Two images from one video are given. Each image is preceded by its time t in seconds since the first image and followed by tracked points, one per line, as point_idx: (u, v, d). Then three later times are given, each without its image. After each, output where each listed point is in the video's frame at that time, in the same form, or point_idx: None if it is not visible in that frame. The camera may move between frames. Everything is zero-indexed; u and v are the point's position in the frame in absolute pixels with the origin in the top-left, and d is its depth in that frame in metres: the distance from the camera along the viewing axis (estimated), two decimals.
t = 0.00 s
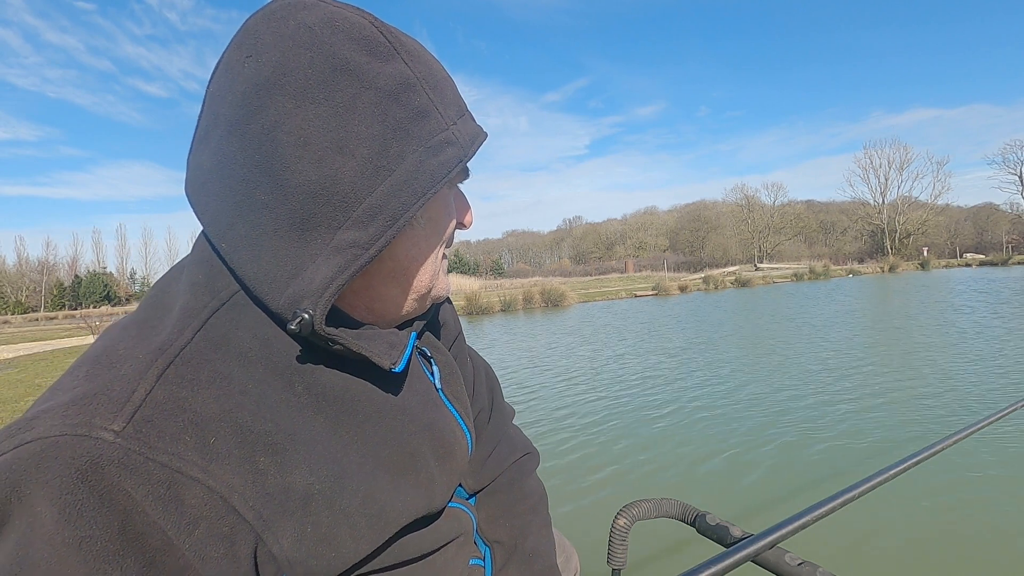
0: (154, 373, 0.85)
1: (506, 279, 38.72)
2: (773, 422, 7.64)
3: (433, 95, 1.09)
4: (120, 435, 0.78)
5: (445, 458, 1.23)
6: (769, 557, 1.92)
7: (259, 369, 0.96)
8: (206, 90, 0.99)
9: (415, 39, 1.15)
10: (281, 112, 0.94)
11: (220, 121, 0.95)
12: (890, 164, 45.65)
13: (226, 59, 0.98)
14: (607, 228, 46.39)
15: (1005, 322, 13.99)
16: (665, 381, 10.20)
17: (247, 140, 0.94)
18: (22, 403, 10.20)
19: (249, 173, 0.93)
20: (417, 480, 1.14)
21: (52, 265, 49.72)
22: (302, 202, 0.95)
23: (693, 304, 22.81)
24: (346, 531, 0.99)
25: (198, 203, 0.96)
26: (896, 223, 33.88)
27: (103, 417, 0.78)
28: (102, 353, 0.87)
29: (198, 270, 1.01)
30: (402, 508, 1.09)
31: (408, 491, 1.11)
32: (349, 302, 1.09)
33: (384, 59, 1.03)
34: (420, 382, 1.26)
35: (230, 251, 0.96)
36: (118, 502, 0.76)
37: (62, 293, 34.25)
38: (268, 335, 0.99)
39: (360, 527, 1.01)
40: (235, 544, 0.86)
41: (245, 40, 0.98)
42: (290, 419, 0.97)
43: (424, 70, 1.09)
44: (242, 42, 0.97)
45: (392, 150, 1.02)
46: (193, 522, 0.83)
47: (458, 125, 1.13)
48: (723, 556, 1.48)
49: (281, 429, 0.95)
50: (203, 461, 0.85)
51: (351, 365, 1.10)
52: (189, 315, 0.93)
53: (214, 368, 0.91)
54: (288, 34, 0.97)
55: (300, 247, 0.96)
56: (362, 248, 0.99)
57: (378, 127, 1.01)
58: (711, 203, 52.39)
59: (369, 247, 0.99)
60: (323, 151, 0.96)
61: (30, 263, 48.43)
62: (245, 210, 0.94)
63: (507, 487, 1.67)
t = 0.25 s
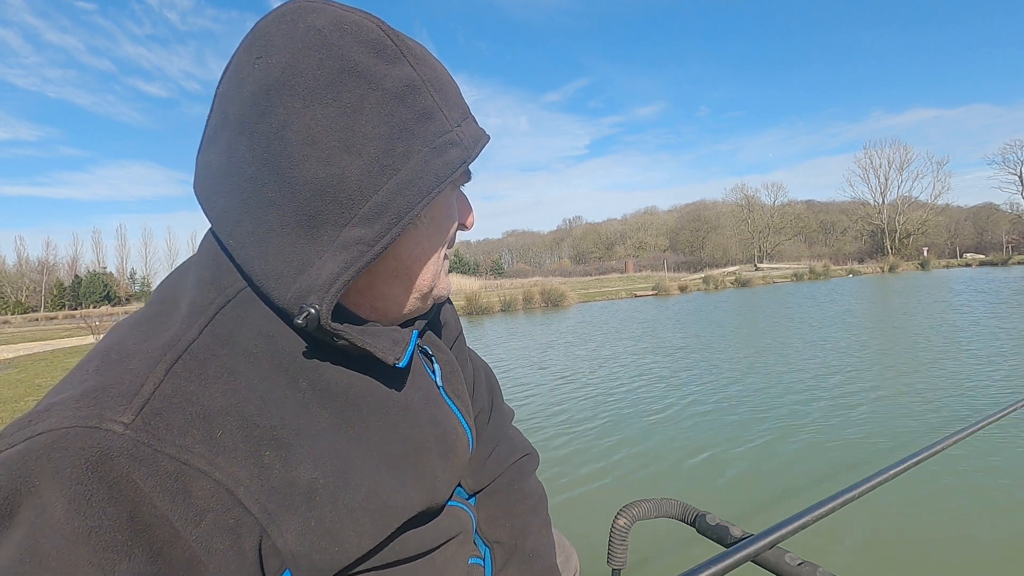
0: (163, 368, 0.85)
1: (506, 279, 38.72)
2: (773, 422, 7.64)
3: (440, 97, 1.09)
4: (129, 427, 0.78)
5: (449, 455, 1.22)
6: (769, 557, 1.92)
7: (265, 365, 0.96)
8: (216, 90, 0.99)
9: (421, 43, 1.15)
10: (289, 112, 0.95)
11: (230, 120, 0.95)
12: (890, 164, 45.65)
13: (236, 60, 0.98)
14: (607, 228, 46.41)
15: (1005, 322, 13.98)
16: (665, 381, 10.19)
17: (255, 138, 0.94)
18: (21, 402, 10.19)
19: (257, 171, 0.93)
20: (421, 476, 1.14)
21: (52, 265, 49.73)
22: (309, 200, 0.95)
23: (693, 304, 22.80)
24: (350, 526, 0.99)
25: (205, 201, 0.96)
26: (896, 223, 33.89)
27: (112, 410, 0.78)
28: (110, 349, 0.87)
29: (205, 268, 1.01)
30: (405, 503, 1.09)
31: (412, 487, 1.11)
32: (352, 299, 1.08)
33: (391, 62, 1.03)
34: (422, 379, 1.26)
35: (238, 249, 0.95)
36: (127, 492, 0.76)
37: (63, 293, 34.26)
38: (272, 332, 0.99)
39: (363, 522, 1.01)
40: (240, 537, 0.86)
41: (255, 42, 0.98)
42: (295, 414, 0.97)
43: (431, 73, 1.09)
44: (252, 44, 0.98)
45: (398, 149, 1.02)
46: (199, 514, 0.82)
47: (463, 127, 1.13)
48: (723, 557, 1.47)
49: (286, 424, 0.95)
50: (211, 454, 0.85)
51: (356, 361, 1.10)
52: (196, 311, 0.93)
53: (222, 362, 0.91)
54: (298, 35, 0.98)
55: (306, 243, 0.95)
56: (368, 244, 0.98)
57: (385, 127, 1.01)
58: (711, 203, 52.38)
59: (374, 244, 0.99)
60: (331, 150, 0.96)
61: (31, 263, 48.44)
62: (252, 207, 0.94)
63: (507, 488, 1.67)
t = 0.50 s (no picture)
0: (181, 355, 0.86)
1: (506, 279, 38.73)
2: (773, 422, 7.65)
3: (449, 103, 1.11)
4: (150, 410, 0.80)
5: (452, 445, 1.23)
6: (769, 557, 1.93)
7: (277, 355, 0.97)
8: (236, 91, 1.00)
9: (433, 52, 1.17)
10: (308, 112, 0.96)
11: (251, 118, 0.96)
12: (890, 165, 45.71)
13: (258, 64, 0.99)
14: (607, 228, 46.42)
15: (1005, 323, 13.99)
16: (665, 381, 10.20)
17: (275, 138, 0.94)
18: (21, 402, 10.19)
19: (275, 166, 0.94)
20: (428, 463, 1.15)
21: (52, 265, 49.72)
22: (324, 194, 0.96)
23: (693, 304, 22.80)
24: (358, 509, 1.00)
25: (223, 194, 0.96)
26: (896, 223, 33.89)
27: (134, 392, 0.80)
28: (129, 337, 0.88)
29: (219, 264, 1.02)
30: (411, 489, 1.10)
31: (418, 476, 1.12)
32: (360, 292, 1.09)
33: (405, 68, 1.05)
34: (425, 371, 1.27)
35: (255, 242, 0.96)
36: (146, 472, 0.78)
37: (63, 293, 34.26)
38: (285, 324, 0.99)
39: (371, 508, 1.02)
40: (253, 517, 0.87)
41: (277, 46, 0.99)
42: (306, 402, 0.98)
43: (441, 81, 1.12)
44: (273, 49, 0.99)
45: (409, 150, 1.03)
46: (214, 494, 0.84)
47: (469, 132, 1.15)
48: (723, 556, 1.48)
49: (298, 411, 0.96)
50: (226, 437, 0.86)
51: (363, 352, 1.11)
52: (211, 304, 0.94)
53: (238, 351, 0.93)
54: (320, 42, 0.99)
55: (320, 236, 0.96)
56: (379, 238, 0.99)
57: (398, 129, 1.02)
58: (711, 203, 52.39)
59: (386, 237, 1.00)
60: (346, 148, 0.97)
61: (30, 263, 48.42)
62: (269, 203, 0.94)
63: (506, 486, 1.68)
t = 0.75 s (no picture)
0: (210, 336, 0.88)
1: (506, 279, 38.76)
2: (774, 422, 7.66)
3: (456, 102, 1.14)
4: (184, 384, 0.82)
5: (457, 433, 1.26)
6: (769, 557, 1.94)
7: (296, 340, 0.98)
8: (257, 97, 1.02)
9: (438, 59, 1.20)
10: (328, 109, 0.97)
11: (272, 119, 0.97)
12: (890, 164, 45.73)
13: (278, 69, 1.01)
14: (607, 228, 46.41)
15: (1005, 323, 14.00)
16: (665, 381, 10.21)
17: (296, 135, 0.96)
18: (21, 403, 10.19)
19: (296, 160, 0.95)
20: (434, 448, 1.17)
21: (52, 264, 49.71)
22: (343, 184, 0.97)
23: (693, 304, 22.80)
24: (370, 487, 1.01)
25: (245, 188, 0.98)
26: (896, 223, 33.91)
27: (168, 368, 0.82)
28: (158, 323, 0.90)
29: (241, 258, 1.03)
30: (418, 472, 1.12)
31: (425, 458, 1.14)
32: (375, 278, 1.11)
33: (415, 71, 1.08)
34: (430, 361, 1.29)
35: (276, 231, 0.97)
36: (180, 441, 0.80)
37: (62, 293, 34.26)
38: (304, 312, 1.01)
39: (381, 486, 1.04)
40: (276, 490, 0.89)
41: (295, 56, 1.02)
42: (323, 385, 0.99)
43: (447, 85, 1.15)
44: (292, 56, 1.02)
45: (421, 144, 1.05)
46: (241, 465, 0.85)
47: (475, 131, 1.17)
48: (723, 556, 1.50)
49: (315, 393, 0.97)
50: (251, 413, 0.88)
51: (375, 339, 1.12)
52: (236, 293, 0.96)
53: (263, 334, 0.94)
54: (337, 48, 1.02)
55: (338, 224, 0.98)
56: (395, 224, 1.01)
57: (410, 125, 1.05)
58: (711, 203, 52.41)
59: (401, 223, 1.02)
60: (364, 142, 0.99)
61: (30, 263, 48.42)
62: (289, 195, 0.96)
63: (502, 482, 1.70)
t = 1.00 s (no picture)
0: (248, 322, 0.92)
1: (506, 279, 38.76)
2: (774, 422, 7.66)
3: (464, 107, 1.20)
4: (225, 364, 0.86)
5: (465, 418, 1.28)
6: (769, 557, 1.94)
7: (321, 328, 1.02)
8: (281, 106, 1.07)
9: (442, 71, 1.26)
10: (353, 111, 1.02)
11: (298, 123, 1.01)
12: (890, 164, 45.72)
13: (301, 81, 1.06)
14: (607, 228, 46.39)
15: (1006, 323, 13.99)
16: (665, 381, 10.21)
17: (321, 138, 1.00)
18: (21, 403, 10.19)
19: (323, 158, 0.99)
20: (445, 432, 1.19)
21: (52, 264, 49.69)
22: (367, 178, 1.01)
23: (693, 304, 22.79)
24: (388, 468, 1.04)
25: (273, 187, 1.01)
26: (896, 223, 33.90)
27: (210, 349, 0.86)
28: (195, 310, 0.94)
29: (268, 254, 1.07)
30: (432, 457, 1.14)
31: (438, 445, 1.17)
32: (397, 270, 1.14)
33: (428, 79, 1.14)
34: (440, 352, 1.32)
35: (304, 225, 1.01)
36: (223, 417, 0.83)
37: (62, 293, 34.25)
38: (327, 304, 1.05)
39: (399, 467, 1.06)
40: (306, 468, 0.91)
41: (318, 67, 1.07)
42: (347, 371, 1.03)
43: (456, 91, 1.21)
44: (314, 69, 1.07)
45: (435, 142, 1.10)
46: (275, 442, 0.88)
47: (483, 133, 1.22)
48: (723, 556, 1.50)
49: (340, 379, 1.01)
50: (284, 395, 0.91)
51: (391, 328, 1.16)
52: (266, 285, 1.00)
53: (293, 323, 0.98)
54: (357, 59, 1.07)
55: (363, 213, 1.01)
56: (415, 212, 1.05)
57: (425, 123, 1.09)
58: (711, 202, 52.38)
59: (422, 211, 1.05)
60: (384, 140, 1.04)
61: (30, 263, 48.40)
62: (317, 189, 0.99)
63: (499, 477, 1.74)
